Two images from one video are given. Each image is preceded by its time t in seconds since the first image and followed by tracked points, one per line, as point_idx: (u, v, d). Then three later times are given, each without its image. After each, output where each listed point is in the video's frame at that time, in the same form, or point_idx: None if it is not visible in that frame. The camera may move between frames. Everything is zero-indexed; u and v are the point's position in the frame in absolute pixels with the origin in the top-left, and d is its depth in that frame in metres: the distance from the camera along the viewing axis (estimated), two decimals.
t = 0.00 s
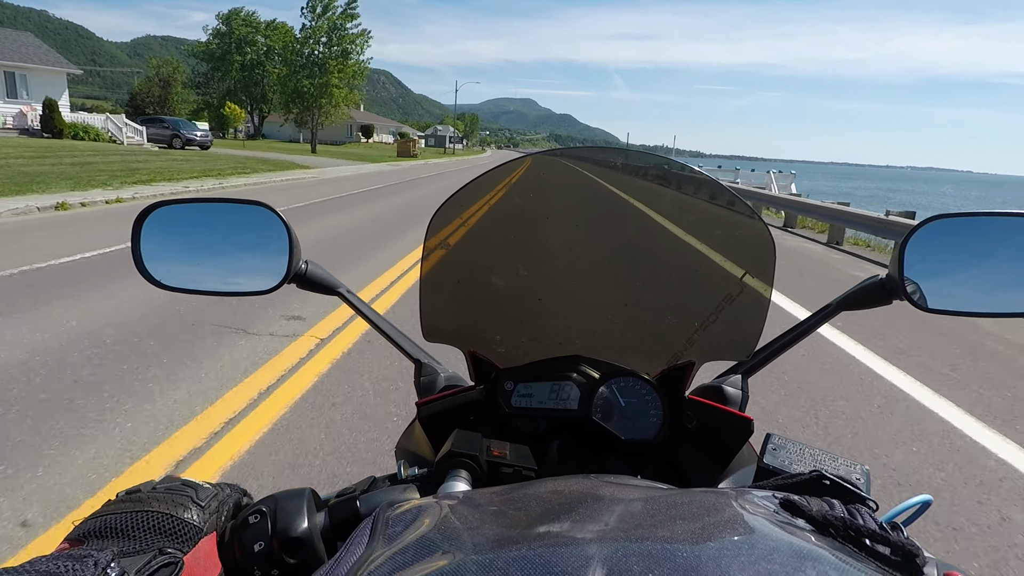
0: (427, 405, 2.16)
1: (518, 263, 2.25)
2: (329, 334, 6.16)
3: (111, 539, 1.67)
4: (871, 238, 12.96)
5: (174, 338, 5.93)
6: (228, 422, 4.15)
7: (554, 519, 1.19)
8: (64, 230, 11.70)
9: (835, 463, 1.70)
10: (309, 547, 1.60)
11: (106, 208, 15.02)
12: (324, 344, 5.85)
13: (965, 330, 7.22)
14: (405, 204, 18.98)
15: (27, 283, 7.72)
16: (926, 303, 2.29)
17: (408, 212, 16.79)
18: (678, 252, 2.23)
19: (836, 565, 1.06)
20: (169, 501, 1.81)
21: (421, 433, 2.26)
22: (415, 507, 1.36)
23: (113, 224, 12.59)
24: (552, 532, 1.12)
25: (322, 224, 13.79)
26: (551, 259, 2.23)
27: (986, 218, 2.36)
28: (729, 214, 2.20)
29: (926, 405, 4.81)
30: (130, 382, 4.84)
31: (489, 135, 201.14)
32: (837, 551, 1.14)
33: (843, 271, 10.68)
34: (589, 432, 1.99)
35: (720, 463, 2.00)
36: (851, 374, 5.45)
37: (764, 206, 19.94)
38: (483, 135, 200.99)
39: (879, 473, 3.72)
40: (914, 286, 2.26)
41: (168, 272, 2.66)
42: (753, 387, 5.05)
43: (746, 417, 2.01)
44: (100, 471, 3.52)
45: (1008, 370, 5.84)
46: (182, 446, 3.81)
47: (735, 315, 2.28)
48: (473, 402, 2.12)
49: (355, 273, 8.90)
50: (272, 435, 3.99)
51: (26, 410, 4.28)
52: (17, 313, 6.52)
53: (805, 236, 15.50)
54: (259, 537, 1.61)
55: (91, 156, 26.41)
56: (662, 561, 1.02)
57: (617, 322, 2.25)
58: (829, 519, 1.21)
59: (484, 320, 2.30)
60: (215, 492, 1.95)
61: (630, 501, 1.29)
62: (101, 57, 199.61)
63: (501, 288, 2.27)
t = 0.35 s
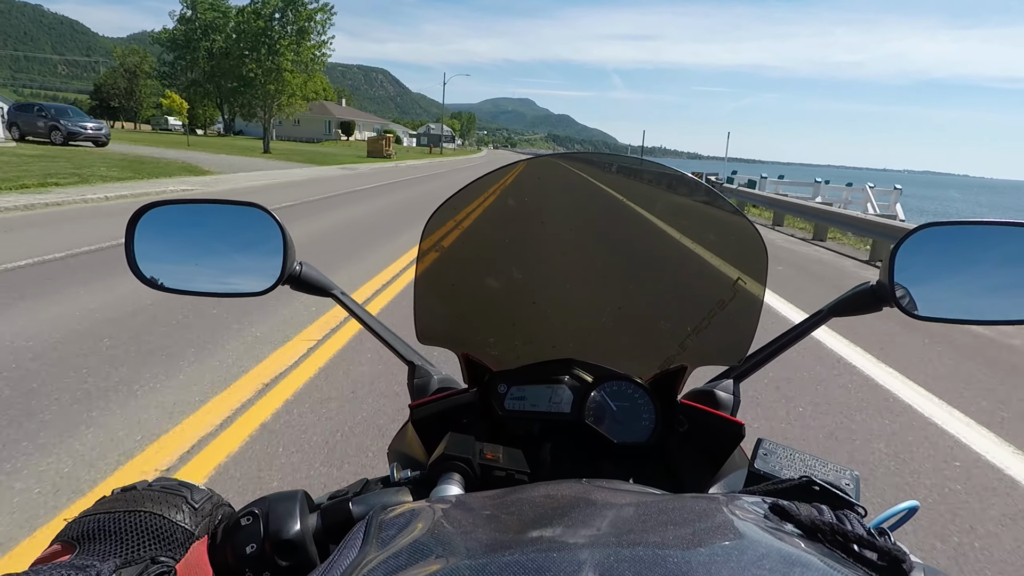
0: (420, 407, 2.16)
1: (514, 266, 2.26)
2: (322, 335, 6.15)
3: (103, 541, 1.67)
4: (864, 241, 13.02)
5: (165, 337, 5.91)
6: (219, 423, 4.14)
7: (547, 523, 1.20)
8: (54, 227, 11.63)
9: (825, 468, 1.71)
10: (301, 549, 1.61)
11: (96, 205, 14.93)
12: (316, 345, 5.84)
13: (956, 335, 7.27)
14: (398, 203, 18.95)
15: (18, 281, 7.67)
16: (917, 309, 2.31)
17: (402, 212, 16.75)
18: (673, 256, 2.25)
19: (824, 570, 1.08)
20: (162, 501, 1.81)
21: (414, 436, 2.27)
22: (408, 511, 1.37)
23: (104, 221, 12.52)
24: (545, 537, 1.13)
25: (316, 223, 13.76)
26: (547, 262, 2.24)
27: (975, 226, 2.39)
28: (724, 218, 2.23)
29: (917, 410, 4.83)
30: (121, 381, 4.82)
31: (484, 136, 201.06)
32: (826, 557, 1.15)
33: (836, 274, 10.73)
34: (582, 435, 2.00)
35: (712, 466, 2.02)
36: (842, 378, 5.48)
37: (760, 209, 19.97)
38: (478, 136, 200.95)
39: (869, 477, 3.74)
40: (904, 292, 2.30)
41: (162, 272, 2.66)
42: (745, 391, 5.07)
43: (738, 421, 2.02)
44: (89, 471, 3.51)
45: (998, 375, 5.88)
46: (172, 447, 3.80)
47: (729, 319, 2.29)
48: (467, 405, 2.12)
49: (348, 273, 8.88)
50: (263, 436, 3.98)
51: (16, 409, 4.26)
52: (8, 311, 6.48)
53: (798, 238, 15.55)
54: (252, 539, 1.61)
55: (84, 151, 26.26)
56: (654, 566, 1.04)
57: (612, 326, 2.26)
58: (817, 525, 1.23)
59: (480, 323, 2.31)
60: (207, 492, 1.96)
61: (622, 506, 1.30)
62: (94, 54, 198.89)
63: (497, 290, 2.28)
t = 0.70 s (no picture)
0: (418, 407, 2.16)
1: (510, 266, 2.25)
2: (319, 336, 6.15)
3: (99, 546, 1.66)
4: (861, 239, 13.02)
5: (162, 340, 5.89)
6: (216, 426, 4.13)
7: (545, 522, 1.20)
8: (49, 233, 11.58)
9: (824, 467, 1.71)
10: (299, 548, 1.60)
11: (90, 209, 14.86)
12: (313, 347, 5.82)
13: (954, 333, 7.28)
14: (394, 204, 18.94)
15: (13, 285, 7.64)
16: (913, 308, 2.31)
17: (400, 213, 16.74)
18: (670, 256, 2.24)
19: (824, 568, 1.08)
20: (157, 506, 1.80)
21: (411, 437, 2.26)
22: (406, 510, 1.36)
23: (99, 226, 12.48)
24: (544, 535, 1.13)
25: (312, 224, 13.73)
26: (544, 262, 2.24)
27: (972, 225, 2.39)
28: (721, 218, 2.22)
29: (914, 410, 4.83)
30: (117, 384, 4.80)
31: (481, 136, 201.02)
32: (825, 554, 1.15)
33: (834, 273, 10.74)
34: (580, 435, 1.99)
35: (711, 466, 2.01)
36: (840, 378, 5.48)
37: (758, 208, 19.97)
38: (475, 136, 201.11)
39: (868, 477, 3.75)
40: (901, 291, 2.30)
41: (157, 272, 2.64)
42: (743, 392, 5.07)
43: (736, 420, 2.02)
44: (86, 476, 3.49)
45: (996, 373, 5.88)
46: (169, 451, 3.78)
47: (726, 318, 2.29)
48: (465, 405, 2.12)
49: (345, 274, 8.87)
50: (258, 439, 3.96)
51: (11, 413, 4.24)
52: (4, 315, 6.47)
53: (796, 237, 15.55)
54: (249, 539, 1.60)
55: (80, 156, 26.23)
56: (653, 564, 1.03)
57: (609, 325, 2.26)
58: (816, 522, 1.23)
59: (477, 323, 2.30)
60: (202, 496, 1.94)
61: (621, 504, 1.30)
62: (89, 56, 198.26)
63: (494, 291, 2.27)
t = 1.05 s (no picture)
0: (419, 407, 2.15)
1: (511, 265, 2.24)
2: (321, 336, 6.14)
3: (101, 545, 1.64)
4: (865, 238, 12.96)
5: (164, 339, 5.88)
6: (217, 425, 4.12)
7: (547, 522, 1.19)
8: (51, 231, 11.57)
9: (828, 467, 1.70)
10: (299, 549, 1.59)
11: (92, 208, 14.83)
12: (315, 347, 5.81)
13: (958, 333, 7.24)
14: (397, 203, 18.89)
15: (15, 284, 7.64)
16: (916, 306, 2.30)
17: (402, 212, 16.70)
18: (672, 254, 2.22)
19: (829, 568, 1.06)
20: (159, 506, 1.79)
21: (412, 436, 2.26)
22: (407, 510, 1.35)
23: (101, 224, 12.46)
24: (545, 536, 1.12)
25: (314, 224, 13.70)
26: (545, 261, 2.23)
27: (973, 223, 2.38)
28: (723, 216, 2.20)
29: (918, 409, 4.80)
30: (118, 383, 4.79)
31: (482, 135, 200.90)
32: (829, 554, 1.14)
33: (838, 272, 10.70)
34: (582, 434, 1.98)
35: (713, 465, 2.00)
36: (843, 377, 5.46)
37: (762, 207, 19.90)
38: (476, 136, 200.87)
39: (871, 476, 3.73)
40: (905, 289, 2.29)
41: (156, 272, 2.64)
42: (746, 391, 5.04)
43: (738, 419, 2.01)
44: (86, 475, 3.48)
45: (1001, 373, 5.85)
46: (170, 451, 3.77)
47: (729, 316, 2.28)
48: (466, 404, 2.11)
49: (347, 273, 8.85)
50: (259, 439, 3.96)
51: (12, 412, 4.23)
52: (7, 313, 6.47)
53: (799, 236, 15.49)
54: (249, 540, 1.59)
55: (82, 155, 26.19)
56: (656, 565, 1.02)
57: (611, 323, 2.25)
58: (820, 521, 1.21)
59: (478, 322, 2.29)
60: (204, 496, 1.93)
61: (624, 504, 1.29)
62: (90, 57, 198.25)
63: (495, 290, 2.26)
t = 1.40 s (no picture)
0: (420, 406, 2.14)
1: (513, 265, 2.23)
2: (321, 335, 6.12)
3: (101, 544, 1.63)
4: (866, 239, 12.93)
5: (163, 337, 5.87)
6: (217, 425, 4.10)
7: (550, 523, 1.18)
8: (51, 228, 11.55)
9: (831, 469, 1.69)
10: (299, 548, 1.58)
11: (90, 205, 14.80)
12: (315, 346, 5.80)
13: (960, 335, 7.23)
14: (396, 201, 18.85)
15: (15, 281, 7.62)
16: (923, 307, 2.29)
17: (402, 210, 16.68)
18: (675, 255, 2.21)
19: (834, 572, 1.05)
20: (159, 505, 1.78)
21: (413, 435, 2.25)
22: (409, 510, 1.34)
23: (100, 221, 12.44)
24: (549, 537, 1.11)
25: (314, 221, 13.67)
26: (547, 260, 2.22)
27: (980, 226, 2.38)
28: (728, 217, 2.18)
29: (920, 411, 4.80)
30: (118, 382, 4.78)
31: (483, 134, 200.79)
32: (834, 557, 1.13)
33: (839, 273, 10.68)
34: (583, 434, 1.97)
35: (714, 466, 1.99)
36: (844, 378, 5.45)
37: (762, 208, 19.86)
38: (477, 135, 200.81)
39: (872, 478, 3.72)
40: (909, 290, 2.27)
41: (157, 270, 2.63)
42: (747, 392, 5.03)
43: (740, 420, 2.00)
44: (85, 475, 3.47)
45: (1002, 375, 5.83)
46: (170, 450, 3.76)
47: (731, 318, 2.27)
48: (467, 403, 2.10)
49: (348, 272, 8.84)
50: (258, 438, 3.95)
51: (11, 410, 4.22)
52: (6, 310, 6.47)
53: (799, 237, 15.46)
54: (249, 539, 1.58)
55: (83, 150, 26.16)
56: (660, 567, 1.01)
57: (612, 324, 2.24)
58: (824, 524, 1.21)
59: (479, 321, 2.29)
60: (205, 495, 1.92)
61: (627, 506, 1.28)
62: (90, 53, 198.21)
63: (496, 290, 2.25)
